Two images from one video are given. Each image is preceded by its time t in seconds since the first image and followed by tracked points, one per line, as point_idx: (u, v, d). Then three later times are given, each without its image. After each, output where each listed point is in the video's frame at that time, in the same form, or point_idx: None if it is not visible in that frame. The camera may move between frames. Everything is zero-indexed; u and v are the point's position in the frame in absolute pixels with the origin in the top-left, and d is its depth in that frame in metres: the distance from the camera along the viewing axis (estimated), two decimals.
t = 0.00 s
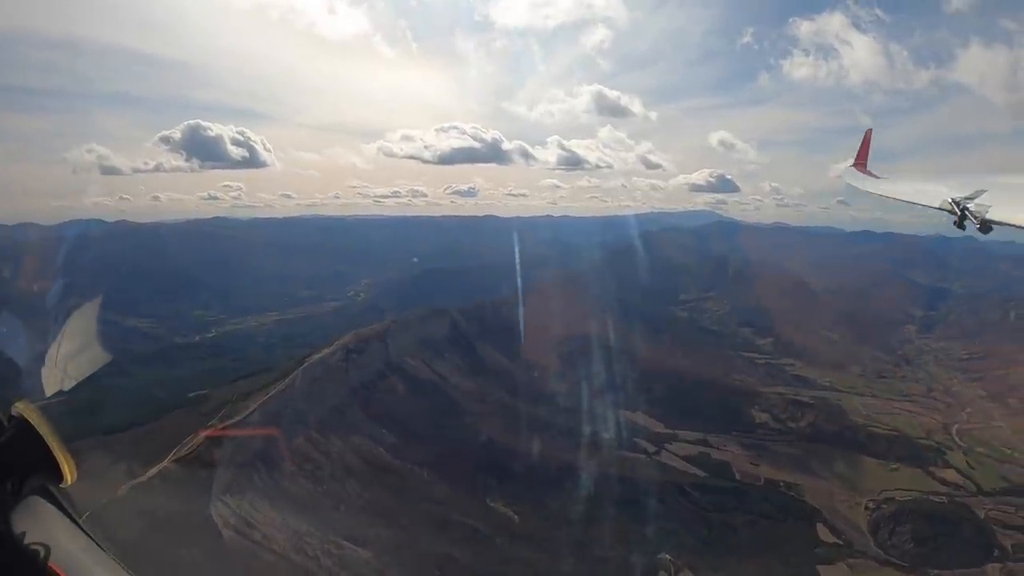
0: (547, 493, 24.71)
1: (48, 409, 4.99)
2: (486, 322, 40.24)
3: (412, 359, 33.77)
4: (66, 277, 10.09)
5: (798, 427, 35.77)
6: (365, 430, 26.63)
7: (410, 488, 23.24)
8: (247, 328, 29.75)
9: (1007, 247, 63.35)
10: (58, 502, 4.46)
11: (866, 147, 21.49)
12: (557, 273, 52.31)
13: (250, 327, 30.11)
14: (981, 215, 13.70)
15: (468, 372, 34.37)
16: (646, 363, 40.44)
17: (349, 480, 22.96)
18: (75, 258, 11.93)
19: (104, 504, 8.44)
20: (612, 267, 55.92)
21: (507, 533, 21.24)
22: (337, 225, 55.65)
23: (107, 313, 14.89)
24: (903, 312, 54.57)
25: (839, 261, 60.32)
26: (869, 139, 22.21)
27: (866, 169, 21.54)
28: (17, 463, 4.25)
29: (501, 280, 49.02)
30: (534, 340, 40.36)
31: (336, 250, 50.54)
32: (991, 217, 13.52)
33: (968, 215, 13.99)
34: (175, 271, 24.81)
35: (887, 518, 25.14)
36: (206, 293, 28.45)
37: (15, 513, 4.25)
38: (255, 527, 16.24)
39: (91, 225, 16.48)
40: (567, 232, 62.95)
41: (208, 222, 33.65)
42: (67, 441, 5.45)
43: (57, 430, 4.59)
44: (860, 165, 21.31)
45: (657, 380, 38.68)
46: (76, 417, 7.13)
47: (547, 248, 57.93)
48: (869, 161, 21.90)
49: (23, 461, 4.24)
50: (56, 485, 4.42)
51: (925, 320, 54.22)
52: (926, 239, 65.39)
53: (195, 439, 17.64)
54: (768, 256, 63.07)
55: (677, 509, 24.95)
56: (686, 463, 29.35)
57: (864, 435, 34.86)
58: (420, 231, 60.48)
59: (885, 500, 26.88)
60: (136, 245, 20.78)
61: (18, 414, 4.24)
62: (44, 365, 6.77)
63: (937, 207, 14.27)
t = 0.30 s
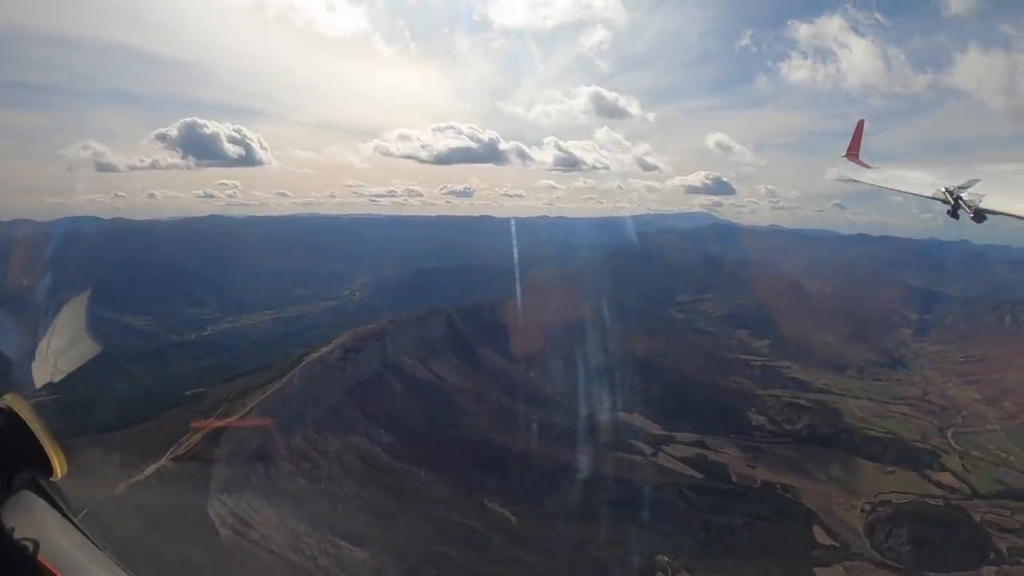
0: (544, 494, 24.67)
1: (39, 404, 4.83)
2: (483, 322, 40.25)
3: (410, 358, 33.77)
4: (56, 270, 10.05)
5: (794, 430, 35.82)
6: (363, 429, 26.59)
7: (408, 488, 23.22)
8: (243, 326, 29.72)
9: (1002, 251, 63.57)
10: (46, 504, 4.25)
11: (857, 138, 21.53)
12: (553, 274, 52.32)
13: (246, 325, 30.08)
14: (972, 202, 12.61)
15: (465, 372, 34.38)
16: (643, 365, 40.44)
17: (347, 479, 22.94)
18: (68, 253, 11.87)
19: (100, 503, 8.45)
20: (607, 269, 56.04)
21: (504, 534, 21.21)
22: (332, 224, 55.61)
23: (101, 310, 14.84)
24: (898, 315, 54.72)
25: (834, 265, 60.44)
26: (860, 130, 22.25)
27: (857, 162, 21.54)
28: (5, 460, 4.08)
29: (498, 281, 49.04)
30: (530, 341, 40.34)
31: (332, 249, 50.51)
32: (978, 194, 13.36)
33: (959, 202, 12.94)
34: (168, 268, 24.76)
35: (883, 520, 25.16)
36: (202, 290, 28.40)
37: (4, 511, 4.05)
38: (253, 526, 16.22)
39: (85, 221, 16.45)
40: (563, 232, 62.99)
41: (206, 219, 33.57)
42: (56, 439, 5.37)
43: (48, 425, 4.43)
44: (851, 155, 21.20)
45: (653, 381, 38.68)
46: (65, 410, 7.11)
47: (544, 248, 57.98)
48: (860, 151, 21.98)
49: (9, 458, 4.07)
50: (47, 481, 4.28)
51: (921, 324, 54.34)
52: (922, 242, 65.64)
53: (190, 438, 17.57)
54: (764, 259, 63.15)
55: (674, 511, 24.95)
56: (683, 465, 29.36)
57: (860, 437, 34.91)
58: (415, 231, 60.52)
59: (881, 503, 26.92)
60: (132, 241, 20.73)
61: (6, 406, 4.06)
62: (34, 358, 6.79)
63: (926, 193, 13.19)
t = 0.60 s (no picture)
0: (544, 495, 24.64)
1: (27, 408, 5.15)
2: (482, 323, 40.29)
3: (410, 359, 33.80)
4: (47, 266, 10.07)
5: (794, 432, 35.79)
6: (363, 431, 26.63)
7: (408, 490, 23.22)
8: (241, 326, 29.73)
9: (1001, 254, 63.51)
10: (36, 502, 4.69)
11: (851, 134, 21.51)
12: (552, 276, 52.34)
13: (244, 325, 30.10)
14: (970, 199, 12.44)
15: (465, 373, 34.39)
16: (642, 367, 40.42)
17: (347, 481, 22.95)
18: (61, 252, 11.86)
19: (101, 502, 8.48)
20: (606, 271, 56.05)
21: (505, 536, 21.18)
22: (331, 226, 55.77)
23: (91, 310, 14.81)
24: (897, 318, 54.73)
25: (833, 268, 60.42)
26: (854, 128, 22.24)
27: (852, 159, 21.49)
28: None
29: (496, 283, 49.05)
30: (529, 343, 40.34)
31: (330, 250, 50.59)
32: (972, 191, 13.18)
33: (956, 200, 12.67)
34: (164, 269, 24.84)
35: (884, 523, 25.15)
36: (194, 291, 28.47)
37: None
38: (254, 528, 16.26)
39: (77, 222, 16.54)
40: (562, 234, 63.05)
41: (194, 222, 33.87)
42: (50, 440, 5.36)
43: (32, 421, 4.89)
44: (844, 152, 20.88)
45: (653, 382, 38.66)
46: (55, 410, 7.13)
47: (542, 249, 57.97)
48: (854, 148, 22.03)
49: None
50: (33, 475, 4.75)
51: (920, 327, 54.35)
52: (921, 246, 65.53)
53: (191, 438, 17.64)
54: (764, 261, 63.10)
55: (675, 513, 24.92)
56: (683, 468, 29.34)
57: (860, 440, 34.91)
58: (414, 232, 60.60)
59: (881, 505, 26.90)
60: (123, 242, 20.81)
61: None
62: (26, 356, 6.95)
63: (921, 191, 12.95)
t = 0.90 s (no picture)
0: (545, 497, 24.61)
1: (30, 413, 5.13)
2: (483, 324, 40.26)
3: (411, 360, 33.76)
4: (42, 264, 9.98)
5: (794, 434, 35.76)
6: (364, 432, 26.60)
7: (410, 491, 23.21)
8: (241, 327, 29.67)
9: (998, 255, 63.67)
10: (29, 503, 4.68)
11: (845, 128, 21.36)
12: (551, 278, 52.39)
13: (243, 326, 30.05)
14: (967, 196, 12.32)
15: (465, 374, 34.36)
16: (642, 368, 40.40)
17: (349, 482, 22.95)
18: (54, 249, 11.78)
19: (100, 507, 8.51)
20: (606, 272, 56.04)
21: (507, 537, 21.17)
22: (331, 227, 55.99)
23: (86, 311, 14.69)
24: (897, 319, 54.78)
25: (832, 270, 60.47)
26: (849, 123, 22.10)
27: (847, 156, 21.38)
28: None
29: (496, 285, 49.07)
30: (529, 344, 40.33)
31: (330, 250, 50.73)
32: (970, 187, 13.11)
33: (952, 197, 12.53)
34: (162, 269, 24.82)
35: (885, 524, 25.15)
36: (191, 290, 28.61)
37: None
38: (257, 529, 16.31)
39: (77, 222, 16.65)
40: (561, 236, 63.18)
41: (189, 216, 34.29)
42: (48, 441, 5.30)
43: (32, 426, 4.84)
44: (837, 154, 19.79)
45: (653, 383, 38.63)
46: (51, 410, 7.09)
47: (542, 250, 58.00)
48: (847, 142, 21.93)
49: None
50: (30, 479, 4.73)
51: (919, 328, 54.40)
52: (920, 247, 65.60)
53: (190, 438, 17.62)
54: (763, 262, 63.22)
55: (676, 515, 24.88)
56: (684, 469, 29.29)
57: (861, 441, 34.90)
58: (414, 233, 60.71)
59: (882, 506, 26.89)
60: (124, 242, 20.95)
61: None
62: (20, 357, 6.83)
63: (918, 188, 12.77)
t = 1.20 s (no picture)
0: (541, 499, 24.62)
1: None
2: (477, 326, 40.18)
3: (406, 362, 33.69)
4: (28, 268, 9.96)
5: (789, 436, 35.76)
6: (362, 434, 26.44)
7: (406, 493, 23.18)
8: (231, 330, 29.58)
9: (994, 258, 63.31)
10: None
11: (831, 141, 21.51)
12: (544, 278, 52.32)
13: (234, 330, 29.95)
14: (955, 207, 12.16)
15: (460, 375, 34.29)
16: (636, 371, 40.40)
17: (345, 485, 22.93)
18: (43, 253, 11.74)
19: (79, 522, 8.54)
20: (600, 274, 56.06)
21: (503, 539, 21.10)
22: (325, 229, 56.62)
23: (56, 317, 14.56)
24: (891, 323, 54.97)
25: (825, 274, 60.48)
26: (835, 134, 22.26)
27: (832, 167, 21.57)
28: None
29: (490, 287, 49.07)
30: (523, 346, 40.31)
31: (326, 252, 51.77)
32: (960, 200, 12.87)
33: (942, 207, 12.34)
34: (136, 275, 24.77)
35: (881, 526, 25.18)
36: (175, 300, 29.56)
37: None
38: (253, 534, 16.33)
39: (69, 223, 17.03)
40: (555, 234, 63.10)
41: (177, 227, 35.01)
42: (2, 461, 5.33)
43: None
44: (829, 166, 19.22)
45: (647, 386, 38.63)
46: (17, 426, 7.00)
47: (536, 252, 58.00)
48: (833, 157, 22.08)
49: None
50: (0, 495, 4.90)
51: (912, 331, 54.61)
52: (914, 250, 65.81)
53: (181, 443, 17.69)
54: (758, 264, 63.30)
55: (672, 517, 24.86)
56: (680, 471, 29.25)
57: (856, 444, 34.95)
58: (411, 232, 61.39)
59: (877, 509, 26.96)
60: (109, 246, 21.99)
61: None
62: None
63: (908, 200, 12.61)
